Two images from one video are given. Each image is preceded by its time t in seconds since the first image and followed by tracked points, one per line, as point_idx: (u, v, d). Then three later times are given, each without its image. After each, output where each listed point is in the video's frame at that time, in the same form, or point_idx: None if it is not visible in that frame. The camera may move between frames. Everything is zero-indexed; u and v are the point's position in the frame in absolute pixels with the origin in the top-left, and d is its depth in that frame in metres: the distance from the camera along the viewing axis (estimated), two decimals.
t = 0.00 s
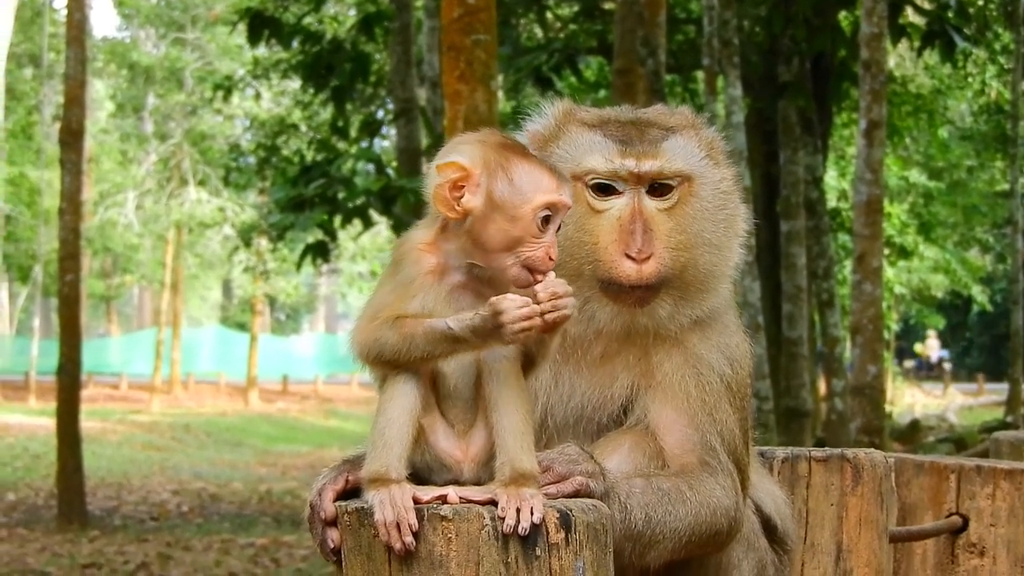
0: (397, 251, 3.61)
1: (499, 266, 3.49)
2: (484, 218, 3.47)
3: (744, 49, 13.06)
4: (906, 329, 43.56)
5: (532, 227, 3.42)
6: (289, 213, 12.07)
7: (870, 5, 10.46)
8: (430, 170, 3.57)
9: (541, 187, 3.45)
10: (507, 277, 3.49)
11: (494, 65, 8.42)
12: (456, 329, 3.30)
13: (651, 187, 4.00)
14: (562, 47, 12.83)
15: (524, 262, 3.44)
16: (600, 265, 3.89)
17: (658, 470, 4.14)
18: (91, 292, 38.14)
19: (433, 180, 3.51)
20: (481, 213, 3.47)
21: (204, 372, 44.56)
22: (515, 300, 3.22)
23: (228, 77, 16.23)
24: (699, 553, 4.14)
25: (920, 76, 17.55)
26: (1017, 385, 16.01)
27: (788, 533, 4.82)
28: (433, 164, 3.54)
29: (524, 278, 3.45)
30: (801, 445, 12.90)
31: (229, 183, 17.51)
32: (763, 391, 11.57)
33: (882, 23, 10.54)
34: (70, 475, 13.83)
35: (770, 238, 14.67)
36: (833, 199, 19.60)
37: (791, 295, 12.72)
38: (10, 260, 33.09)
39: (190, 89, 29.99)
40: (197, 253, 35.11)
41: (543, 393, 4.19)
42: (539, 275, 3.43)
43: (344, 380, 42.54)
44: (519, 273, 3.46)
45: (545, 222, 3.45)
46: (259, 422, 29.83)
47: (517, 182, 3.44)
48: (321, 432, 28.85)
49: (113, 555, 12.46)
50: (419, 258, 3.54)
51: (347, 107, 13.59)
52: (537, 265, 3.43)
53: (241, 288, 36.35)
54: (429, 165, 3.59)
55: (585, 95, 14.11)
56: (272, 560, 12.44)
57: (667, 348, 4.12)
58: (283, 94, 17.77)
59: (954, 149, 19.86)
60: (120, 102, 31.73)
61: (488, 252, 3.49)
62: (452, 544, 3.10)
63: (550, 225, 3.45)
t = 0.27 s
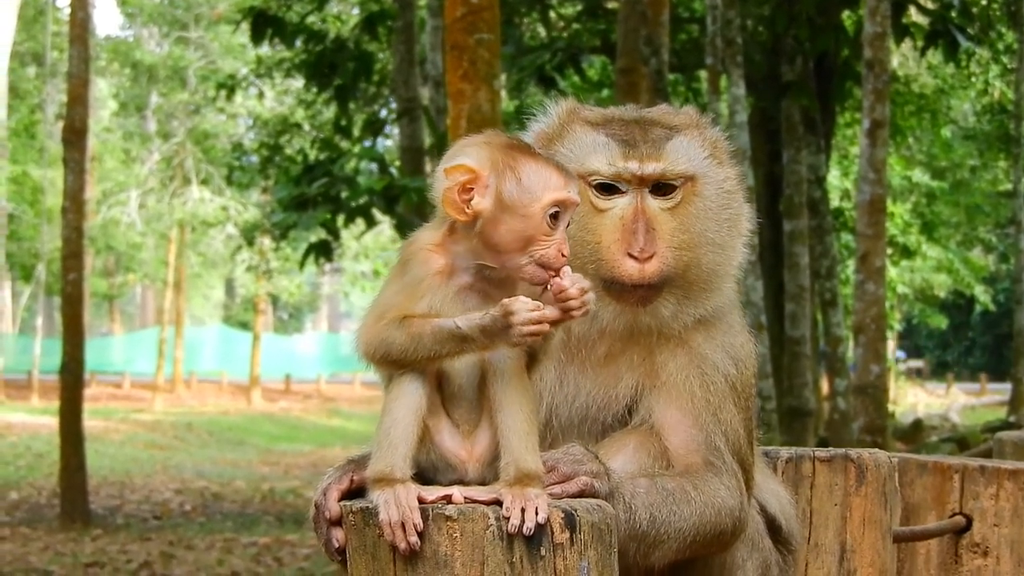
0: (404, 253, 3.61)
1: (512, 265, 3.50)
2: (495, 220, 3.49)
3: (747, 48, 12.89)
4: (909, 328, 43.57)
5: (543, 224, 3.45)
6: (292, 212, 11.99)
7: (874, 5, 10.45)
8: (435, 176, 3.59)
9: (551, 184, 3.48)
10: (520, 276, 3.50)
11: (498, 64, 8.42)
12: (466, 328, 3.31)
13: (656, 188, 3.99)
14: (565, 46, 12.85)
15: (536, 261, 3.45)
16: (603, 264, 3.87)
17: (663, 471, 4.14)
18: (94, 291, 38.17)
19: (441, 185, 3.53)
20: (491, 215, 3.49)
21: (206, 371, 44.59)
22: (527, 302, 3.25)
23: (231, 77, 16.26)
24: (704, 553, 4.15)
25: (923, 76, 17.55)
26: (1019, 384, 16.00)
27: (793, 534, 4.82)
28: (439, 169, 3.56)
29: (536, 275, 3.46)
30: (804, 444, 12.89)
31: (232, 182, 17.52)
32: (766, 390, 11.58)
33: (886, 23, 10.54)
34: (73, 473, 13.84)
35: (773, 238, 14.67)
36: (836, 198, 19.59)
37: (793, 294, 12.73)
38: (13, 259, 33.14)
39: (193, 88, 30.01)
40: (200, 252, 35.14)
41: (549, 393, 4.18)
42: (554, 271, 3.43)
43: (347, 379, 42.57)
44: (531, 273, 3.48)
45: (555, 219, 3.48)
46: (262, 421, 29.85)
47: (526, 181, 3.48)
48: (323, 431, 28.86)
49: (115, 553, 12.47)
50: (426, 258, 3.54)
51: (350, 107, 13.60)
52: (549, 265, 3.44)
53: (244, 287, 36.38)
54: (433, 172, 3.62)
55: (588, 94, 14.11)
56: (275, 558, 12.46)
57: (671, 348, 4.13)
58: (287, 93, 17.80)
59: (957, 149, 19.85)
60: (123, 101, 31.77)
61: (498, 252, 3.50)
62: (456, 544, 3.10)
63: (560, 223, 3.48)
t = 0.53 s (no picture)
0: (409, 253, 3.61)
1: (511, 266, 3.49)
2: (492, 219, 3.49)
3: (749, 47, 13.03)
4: (912, 327, 43.54)
5: (540, 224, 3.44)
6: (295, 211, 11.93)
7: (877, 4, 10.44)
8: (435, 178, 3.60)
9: (548, 182, 3.46)
10: (520, 276, 3.49)
11: (502, 64, 8.41)
12: (469, 329, 3.31)
13: (693, 188, 4.01)
14: (569, 45, 12.87)
15: (534, 263, 3.44)
16: (640, 265, 3.90)
17: (666, 470, 4.14)
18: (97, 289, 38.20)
19: (439, 186, 3.53)
20: (489, 214, 3.49)
21: (210, 369, 44.61)
22: (529, 304, 3.25)
23: (235, 75, 16.25)
24: (705, 553, 4.15)
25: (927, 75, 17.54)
26: None
27: (797, 533, 4.83)
28: (437, 171, 3.57)
29: (535, 277, 3.45)
30: (808, 444, 12.89)
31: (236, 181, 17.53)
32: (770, 389, 11.58)
33: (889, 22, 10.53)
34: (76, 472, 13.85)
35: (777, 237, 14.67)
36: (840, 197, 19.59)
37: (797, 294, 12.72)
38: (16, 257, 33.15)
39: (196, 87, 30.02)
40: (203, 250, 35.16)
41: (555, 390, 4.15)
42: (551, 273, 3.43)
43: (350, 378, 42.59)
44: (530, 273, 3.46)
45: (553, 218, 3.46)
46: (265, 420, 29.87)
47: (522, 181, 3.46)
48: (326, 430, 28.88)
49: (119, 552, 12.48)
50: (431, 259, 3.54)
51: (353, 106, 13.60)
52: (548, 265, 3.43)
53: (247, 286, 36.41)
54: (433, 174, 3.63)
55: (592, 93, 14.10)
56: (279, 557, 12.45)
57: (677, 347, 4.12)
58: (291, 92, 17.80)
59: (960, 148, 19.84)
60: (126, 99, 31.81)
61: (498, 253, 3.50)
62: (461, 544, 3.11)
63: (558, 222, 3.47)
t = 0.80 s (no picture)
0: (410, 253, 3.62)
1: (508, 264, 3.48)
2: (487, 217, 3.50)
3: (754, 48, 12.90)
4: (917, 326, 43.55)
5: (535, 221, 3.44)
6: (299, 211, 11.92)
7: (881, 4, 10.42)
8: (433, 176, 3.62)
9: (542, 180, 3.46)
10: (518, 274, 3.48)
11: (505, 63, 8.41)
12: (461, 328, 3.32)
13: (700, 191, 4.04)
14: (573, 45, 12.84)
15: (530, 260, 3.44)
16: (651, 266, 3.94)
17: (667, 469, 4.14)
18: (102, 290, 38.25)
19: (436, 183, 3.54)
20: (485, 210, 3.49)
21: (215, 370, 44.67)
22: (520, 302, 3.25)
23: (238, 76, 16.27)
24: (707, 551, 4.15)
25: (931, 74, 17.53)
26: None
27: (799, 532, 4.83)
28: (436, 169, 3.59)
29: (535, 274, 3.45)
30: (813, 443, 12.88)
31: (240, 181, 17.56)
32: (774, 389, 11.58)
33: (893, 21, 10.53)
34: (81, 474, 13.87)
35: (781, 236, 14.66)
36: (844, 196, 19.59)
37: (801, 293, 12.72)
38: (21, 259, 33.20)
39: (201, 87, 30.05)
40: (208, 251, 35.21)
41: (555, 390, 4.17)
42: (548, 269, 3.44)
43: (355, 378, 42.62)
44: (529, 270, 3.46)
45: (549, 215, 3.46)
46: (271, 421, 29.91)
47: (516, 178, 3.46)
48: (331, 430, 28.91)
49: (124, 553, 12.50)
50: (430, 259, 3.54)
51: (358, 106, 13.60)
52: (545, 261, 3.44)
53: (252, 286, 36.46)
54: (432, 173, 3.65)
55: (596, 93, 14.11)
56: (284, 558, 12.47)
57: (678, 347, 4.14)
58: (294, 92, 17.82)
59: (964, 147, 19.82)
60: (131, 100, 31.87)
61: (495, 250, 3.49)
62: (462, 544, 3.11)
63: (554, 218, 3.47)
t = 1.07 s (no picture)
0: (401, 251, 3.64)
1: (499, 259, 3.49)
2: (475, 214, 3.51)
3: (758, 48, 12.90)
4: (921, 326, 43.57)
5: (522, 217, 3.45)
6: (302, 213, 11.80)
7: (884, 3, 10.41)
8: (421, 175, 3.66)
9: (527, 175, 3.48)
10: (510, 269, 3.49)
11: (507, 63, 8.41)
12: (455, 327, 3.34)
13: (701, 190, 4.04)
14: (576, 45, 12.82)
15: (519, 254, 3.45)
16: (653, 265, 3.94)
17: (666, 469, 4.13)
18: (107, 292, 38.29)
19: (421, 182, 3.57)
20: (469, 207, 3.51)
21: (219, 371, 44.72)
22: (517, 297, 3.28)
23: (242, 77, 16.29)
24: (708, 551, 4.14)
25: (935, 73, 17.52)
26: None
27: (798, 531, 4.83)
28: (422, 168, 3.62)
29: (524, 269, 3.46)
30: (817, 443, 12.87)
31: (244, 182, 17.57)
32: (778, 388, 11.58)
33: (896, 21, 10.51)
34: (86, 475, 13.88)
35: (785, 236, 14.66)
36: (848, 196, 19.58)
37: (805, 293, 12.71)
38: (25, 260, 33.25)
39: (205, 89, 30.06)
40: (212, 252, 35.26)
41: (555, 388, 4.17)
42: (538, 264, 3.45)
43: (360, 379, 42.66)
44: (519, 265, 3.47)
45: (536, 211, 3.48)
46: (275, 422, 29.93)
47: (502, 174, 3.48)
48: (336, 431, 28.94)
49: (128, 555, 12.51)
50: (422, 257, 3.55)
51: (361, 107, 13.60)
52: (535, 256, 3.44)
53: (256, 287, 36.50)
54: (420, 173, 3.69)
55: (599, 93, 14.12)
56: (289, 559, 12.49)
57: (679, 347, 4.13)
58: (298, 94, 17.84)
59: (968, 146, 19.81)
60: (135, 102, 31.92)
61: (485, 247, 3.51)
62: (460, 544, 3.10)
63: (542, 214, 3.48)
